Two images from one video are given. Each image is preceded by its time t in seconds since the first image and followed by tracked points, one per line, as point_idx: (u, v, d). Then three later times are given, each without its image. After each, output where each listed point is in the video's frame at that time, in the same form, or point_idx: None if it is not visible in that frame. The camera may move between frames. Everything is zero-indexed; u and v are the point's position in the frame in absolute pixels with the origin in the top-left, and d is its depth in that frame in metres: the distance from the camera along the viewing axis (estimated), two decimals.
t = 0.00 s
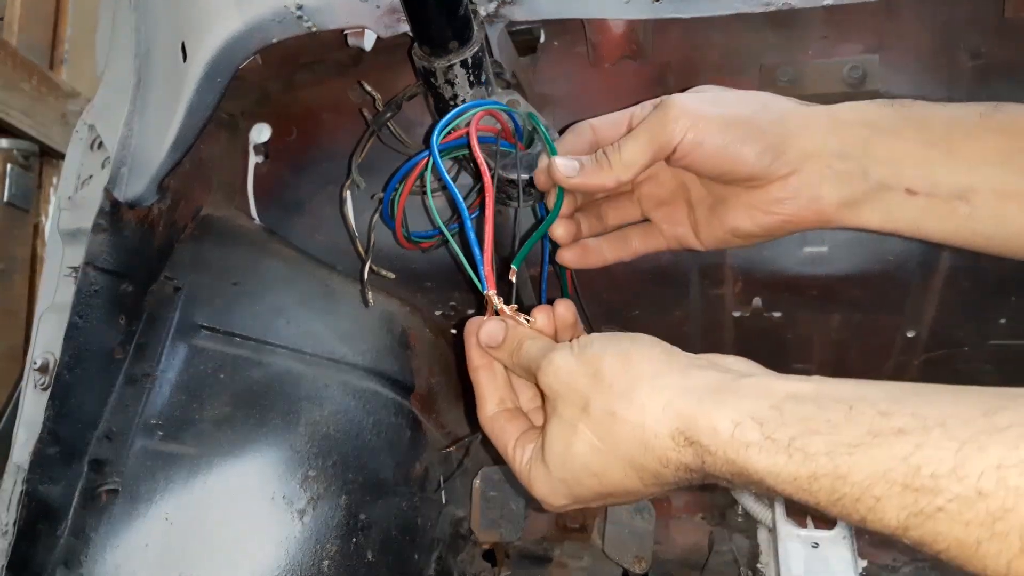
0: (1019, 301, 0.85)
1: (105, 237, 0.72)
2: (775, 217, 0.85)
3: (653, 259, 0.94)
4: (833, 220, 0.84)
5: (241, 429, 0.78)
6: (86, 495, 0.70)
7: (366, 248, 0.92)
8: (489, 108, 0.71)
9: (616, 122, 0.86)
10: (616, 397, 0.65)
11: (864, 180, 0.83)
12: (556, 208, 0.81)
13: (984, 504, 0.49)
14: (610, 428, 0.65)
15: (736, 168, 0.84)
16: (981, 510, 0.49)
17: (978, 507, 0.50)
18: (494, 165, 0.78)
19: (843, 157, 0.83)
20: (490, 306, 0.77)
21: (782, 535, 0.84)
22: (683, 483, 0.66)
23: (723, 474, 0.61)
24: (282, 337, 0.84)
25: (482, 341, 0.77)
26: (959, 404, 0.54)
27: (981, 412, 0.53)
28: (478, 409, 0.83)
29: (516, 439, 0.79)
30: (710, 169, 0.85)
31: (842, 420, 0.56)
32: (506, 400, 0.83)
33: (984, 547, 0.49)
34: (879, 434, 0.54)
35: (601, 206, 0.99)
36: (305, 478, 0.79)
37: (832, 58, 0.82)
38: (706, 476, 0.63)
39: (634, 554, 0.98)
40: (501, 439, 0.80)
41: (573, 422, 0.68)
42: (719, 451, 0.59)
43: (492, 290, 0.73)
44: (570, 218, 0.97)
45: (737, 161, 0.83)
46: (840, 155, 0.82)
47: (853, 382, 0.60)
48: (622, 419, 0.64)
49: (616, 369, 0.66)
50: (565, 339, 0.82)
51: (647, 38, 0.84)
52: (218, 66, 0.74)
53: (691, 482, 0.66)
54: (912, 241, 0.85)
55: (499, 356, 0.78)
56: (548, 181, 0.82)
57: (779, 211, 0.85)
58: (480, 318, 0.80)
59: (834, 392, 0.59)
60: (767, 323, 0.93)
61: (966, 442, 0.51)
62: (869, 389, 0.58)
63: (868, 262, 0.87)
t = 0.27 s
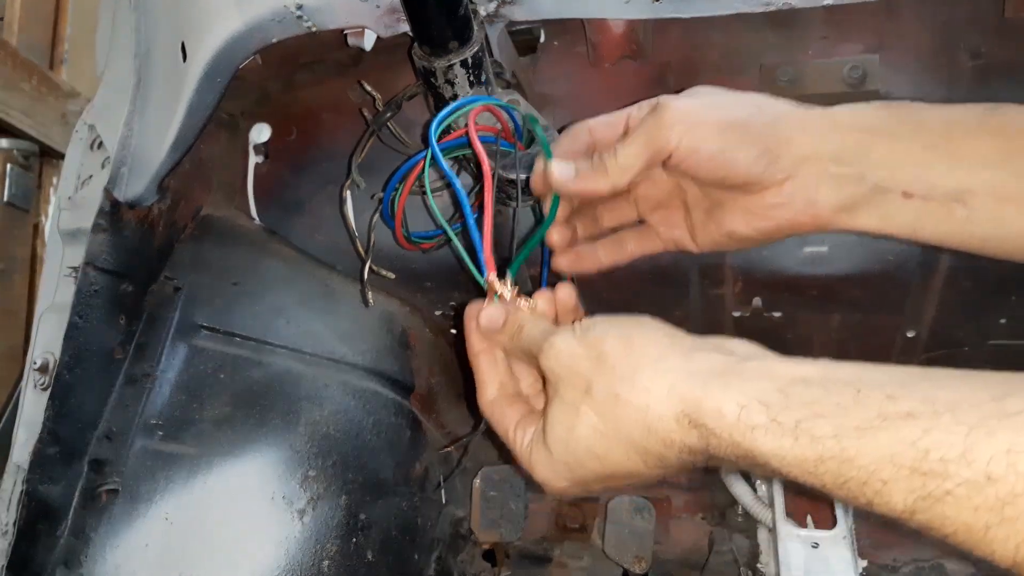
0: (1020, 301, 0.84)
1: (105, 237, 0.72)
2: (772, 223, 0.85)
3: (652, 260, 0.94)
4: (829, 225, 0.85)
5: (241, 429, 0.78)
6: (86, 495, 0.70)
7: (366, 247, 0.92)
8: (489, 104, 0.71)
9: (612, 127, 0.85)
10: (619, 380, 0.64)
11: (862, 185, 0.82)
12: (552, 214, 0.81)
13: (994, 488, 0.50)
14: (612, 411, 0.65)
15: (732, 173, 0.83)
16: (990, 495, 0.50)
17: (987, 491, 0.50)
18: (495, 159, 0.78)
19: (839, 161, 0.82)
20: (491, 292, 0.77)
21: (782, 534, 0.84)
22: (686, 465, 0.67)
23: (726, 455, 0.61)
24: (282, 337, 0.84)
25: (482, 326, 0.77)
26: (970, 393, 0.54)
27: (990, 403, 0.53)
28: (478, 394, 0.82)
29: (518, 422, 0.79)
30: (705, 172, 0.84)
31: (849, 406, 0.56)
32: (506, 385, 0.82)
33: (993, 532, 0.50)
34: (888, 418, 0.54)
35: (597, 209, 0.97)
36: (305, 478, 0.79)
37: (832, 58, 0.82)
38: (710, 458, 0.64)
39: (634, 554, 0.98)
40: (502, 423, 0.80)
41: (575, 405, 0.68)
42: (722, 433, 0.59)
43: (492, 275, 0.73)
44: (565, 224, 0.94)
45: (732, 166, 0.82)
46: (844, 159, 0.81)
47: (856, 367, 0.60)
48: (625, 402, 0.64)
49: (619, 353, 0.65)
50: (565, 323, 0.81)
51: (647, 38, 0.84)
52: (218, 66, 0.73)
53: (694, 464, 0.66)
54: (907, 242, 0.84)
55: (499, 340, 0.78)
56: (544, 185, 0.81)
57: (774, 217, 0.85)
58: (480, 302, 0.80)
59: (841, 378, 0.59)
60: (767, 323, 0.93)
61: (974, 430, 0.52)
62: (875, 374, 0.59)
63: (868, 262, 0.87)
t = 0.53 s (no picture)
0: (1020, 301, 0.84)
1: (105, 237, 0.72)
2: (774, 227, 0.86)
3: (651, 262, 0.95)
4: (830, 229, 0.85)
5: (242, 430, 0.78)
6: (86, 495, 0.70)
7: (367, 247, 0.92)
8: (489, 103, 0.72)
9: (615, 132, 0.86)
10: (627, 374, 0.64)
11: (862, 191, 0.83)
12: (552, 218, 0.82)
13: (1005, 482, 0.50)
14: (621, 405, 0.65)
15: (734, 178, 0.85)
16: (1001, 489, 0.50)
17: (998, 485, 0.50)
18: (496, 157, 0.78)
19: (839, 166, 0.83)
20: (499, 287, 0.77)
21: (782, 535, 0.84)
22: (692, 462, 0.66)
23: (734, 451, 0.61)
24: (282, 337, 0.84)
25: (489, 321, 0.77)
26: (978, 388, 0.54)
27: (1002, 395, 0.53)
28: (484, 390, 0.82)
29: (523, 418, 0.79)
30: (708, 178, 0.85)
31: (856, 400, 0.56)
32: (512, 381, 0.83)
33: (1003, 526, 0.50)
34: (898, 412, 0.54)
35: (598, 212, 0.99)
36: (305, 478, 0.79)
37: (832, 58, 0.82)
38: (718, 454, 0.63)
39: (635, 554, 0.98)
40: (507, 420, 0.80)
41: (582, 399, 0.67)
42: (733, 427, 0.59)
43: (497, 271, 0.73)
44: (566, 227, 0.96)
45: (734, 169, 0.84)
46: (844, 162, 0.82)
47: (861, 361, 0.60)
48: (634, 395, 0.64)
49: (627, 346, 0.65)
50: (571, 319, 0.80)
51: (647, 38, 0.84)
52: (218, 66, 0.74)
53: (701, 461, 0.66)
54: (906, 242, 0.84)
55: (505, 336, 0.77)
56: (544, 189, 0.82)
57: (775, 221, 0.86)
58: (487, 299, 0.80)
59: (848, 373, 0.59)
60: (767, 324, 0.92)
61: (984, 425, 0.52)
62: (886, 366, 0.59)
63: (868, 262, 0.87)
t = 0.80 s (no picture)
0: (1020, 301, 0.84)
1: (105, 237, 0.72)
2: (775, 224, 0.86)
3: (653, 260, 0.94)
4: (833, 227, 0.85)
5: (242, 430, 0.78)
6: (86, 495, 0.70)
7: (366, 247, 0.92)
8: (490, 103, 0.72)
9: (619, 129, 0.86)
10: (633, 374, 0.64)
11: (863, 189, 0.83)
12: (555, 216, 0.81)
13: (1006, 480, 0.50)
14: (626, 406, 0.65)
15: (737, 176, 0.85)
16: (1002, 487, 0.50)
17: (999, 483, 0.50)
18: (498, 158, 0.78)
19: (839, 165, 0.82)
20: (502, 288, 0.77)
21: (782, 534, 0.84)
22: (698, 463, 0.66)
23: (740, 452, 0.61)
24: (282, 337, 0.84)
25: (494, 322, 0.77)
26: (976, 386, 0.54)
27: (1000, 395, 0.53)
28: (490, 391, 0.82)
29: (528, 419, 0.79)
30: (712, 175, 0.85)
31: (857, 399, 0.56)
32: (517, 381, 0.83)
33: (1004, 524, 0.50)
34: (900, 411, 0.54)
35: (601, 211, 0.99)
36: (305, 478, 0.79)
37: (832, 58, 0.82)
38: (723, 455, 0.63)
39: (635, 554, 0.98)
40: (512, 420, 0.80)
41: (587, 400, 0.67)
42: (736, 426, 0.59)
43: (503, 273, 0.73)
44: (569, 225, 0.96)
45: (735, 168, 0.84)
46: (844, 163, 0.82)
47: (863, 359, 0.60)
48: (638, 396, 0.64)
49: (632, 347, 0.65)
50: (576, 320, 0.81)
51: (647, 38, 0.84)
52: (218, 65, 0.74)
53: (706, 463, 0.66)
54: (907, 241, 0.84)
55: (510, 336, 0.77)
56: (547, 188, 0.81)
57: (779, 216, 0.86)
58: (493, 300, 0.80)
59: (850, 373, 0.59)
60: (767, 324, 0.92)
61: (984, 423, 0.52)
62: (886, 365, 0.58)
63: (868, 262, 0.87)
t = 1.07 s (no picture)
0: (1020, 301, 0.84)
1: (105, 237, 0.72)
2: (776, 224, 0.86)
3: (653, 260, 0.94)
4: (836, 227, 0.85)
5: (242, 430, 0.78)
6: (86, 495, 0.70)
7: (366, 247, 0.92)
8: (489, 103, 0.72)
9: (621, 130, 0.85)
10: (636, 377, 0.65)
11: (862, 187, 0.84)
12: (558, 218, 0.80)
13: (1006, 480, 0.50)
14: (629, 408, 0.65)
15: (736, 177, 0.85)
16: (1003, 488, 0.50)
17: (1000, 484, 0.50)
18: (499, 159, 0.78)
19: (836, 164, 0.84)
20: (505, 291, 0.77)
21: (782, 534, 0.84)
22: (702, 465, 0.66)
23: (743, 454, 0.61)
24: (282, 337, 0.84)
25: (498, 325, 0.77)
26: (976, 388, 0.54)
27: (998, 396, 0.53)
28: (494, 394, 0.82)
29: (532, 421, 0.79)
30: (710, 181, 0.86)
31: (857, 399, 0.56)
32: (521, 384, 0.83)
33: (1006, 524, 0.50)
34: (901, 413, 0.55)
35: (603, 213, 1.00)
36: (305, 478, 0.79)
37: (832, 58, 0.82)
38: (726, 457, 0.63)
39: (634, 554, 0.98)
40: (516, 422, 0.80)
41: (591, 403, 0.68)
42: (738, 432, 0.59)
43: (506, 277, 0.74)
44: (571, 227, 0.96)
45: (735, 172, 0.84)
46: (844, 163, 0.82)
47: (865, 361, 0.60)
48: (641, 399, 0.64)
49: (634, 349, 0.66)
50: (580, 323, 0.80)
51: (647, 38, 0.84)
52: (218, 65, 0.74)
53: (709, 464, 0.66)
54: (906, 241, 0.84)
55: (513, 339, 0.78)
56: (550, 189, 0.81)
57: (780, 217, 0.86)
58: (497, 302, 0.79)
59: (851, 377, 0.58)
60: (767, 324, 0.92)
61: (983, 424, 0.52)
62: (889, 367, 0.58)
63: (868, 262, 0.87)
